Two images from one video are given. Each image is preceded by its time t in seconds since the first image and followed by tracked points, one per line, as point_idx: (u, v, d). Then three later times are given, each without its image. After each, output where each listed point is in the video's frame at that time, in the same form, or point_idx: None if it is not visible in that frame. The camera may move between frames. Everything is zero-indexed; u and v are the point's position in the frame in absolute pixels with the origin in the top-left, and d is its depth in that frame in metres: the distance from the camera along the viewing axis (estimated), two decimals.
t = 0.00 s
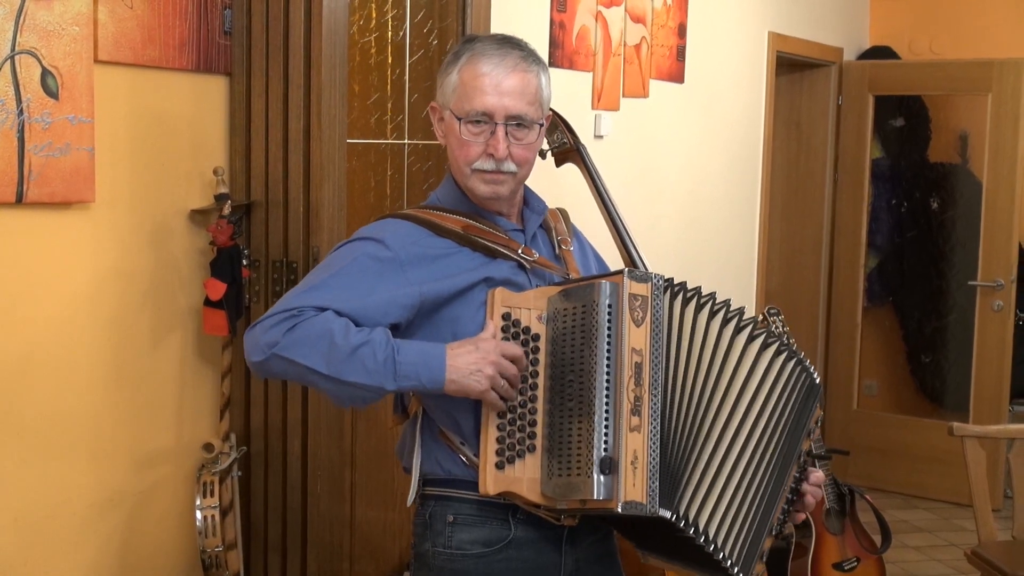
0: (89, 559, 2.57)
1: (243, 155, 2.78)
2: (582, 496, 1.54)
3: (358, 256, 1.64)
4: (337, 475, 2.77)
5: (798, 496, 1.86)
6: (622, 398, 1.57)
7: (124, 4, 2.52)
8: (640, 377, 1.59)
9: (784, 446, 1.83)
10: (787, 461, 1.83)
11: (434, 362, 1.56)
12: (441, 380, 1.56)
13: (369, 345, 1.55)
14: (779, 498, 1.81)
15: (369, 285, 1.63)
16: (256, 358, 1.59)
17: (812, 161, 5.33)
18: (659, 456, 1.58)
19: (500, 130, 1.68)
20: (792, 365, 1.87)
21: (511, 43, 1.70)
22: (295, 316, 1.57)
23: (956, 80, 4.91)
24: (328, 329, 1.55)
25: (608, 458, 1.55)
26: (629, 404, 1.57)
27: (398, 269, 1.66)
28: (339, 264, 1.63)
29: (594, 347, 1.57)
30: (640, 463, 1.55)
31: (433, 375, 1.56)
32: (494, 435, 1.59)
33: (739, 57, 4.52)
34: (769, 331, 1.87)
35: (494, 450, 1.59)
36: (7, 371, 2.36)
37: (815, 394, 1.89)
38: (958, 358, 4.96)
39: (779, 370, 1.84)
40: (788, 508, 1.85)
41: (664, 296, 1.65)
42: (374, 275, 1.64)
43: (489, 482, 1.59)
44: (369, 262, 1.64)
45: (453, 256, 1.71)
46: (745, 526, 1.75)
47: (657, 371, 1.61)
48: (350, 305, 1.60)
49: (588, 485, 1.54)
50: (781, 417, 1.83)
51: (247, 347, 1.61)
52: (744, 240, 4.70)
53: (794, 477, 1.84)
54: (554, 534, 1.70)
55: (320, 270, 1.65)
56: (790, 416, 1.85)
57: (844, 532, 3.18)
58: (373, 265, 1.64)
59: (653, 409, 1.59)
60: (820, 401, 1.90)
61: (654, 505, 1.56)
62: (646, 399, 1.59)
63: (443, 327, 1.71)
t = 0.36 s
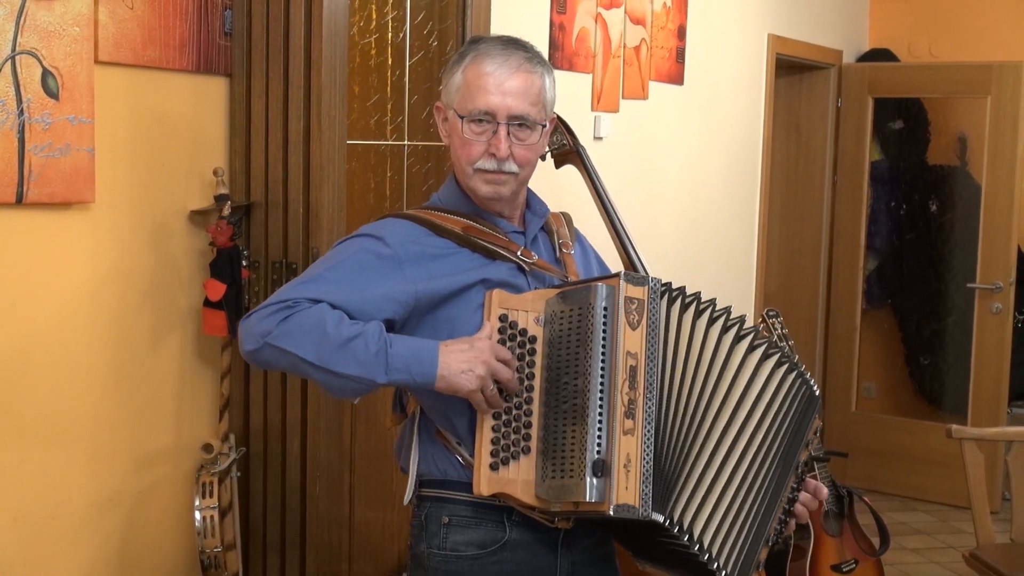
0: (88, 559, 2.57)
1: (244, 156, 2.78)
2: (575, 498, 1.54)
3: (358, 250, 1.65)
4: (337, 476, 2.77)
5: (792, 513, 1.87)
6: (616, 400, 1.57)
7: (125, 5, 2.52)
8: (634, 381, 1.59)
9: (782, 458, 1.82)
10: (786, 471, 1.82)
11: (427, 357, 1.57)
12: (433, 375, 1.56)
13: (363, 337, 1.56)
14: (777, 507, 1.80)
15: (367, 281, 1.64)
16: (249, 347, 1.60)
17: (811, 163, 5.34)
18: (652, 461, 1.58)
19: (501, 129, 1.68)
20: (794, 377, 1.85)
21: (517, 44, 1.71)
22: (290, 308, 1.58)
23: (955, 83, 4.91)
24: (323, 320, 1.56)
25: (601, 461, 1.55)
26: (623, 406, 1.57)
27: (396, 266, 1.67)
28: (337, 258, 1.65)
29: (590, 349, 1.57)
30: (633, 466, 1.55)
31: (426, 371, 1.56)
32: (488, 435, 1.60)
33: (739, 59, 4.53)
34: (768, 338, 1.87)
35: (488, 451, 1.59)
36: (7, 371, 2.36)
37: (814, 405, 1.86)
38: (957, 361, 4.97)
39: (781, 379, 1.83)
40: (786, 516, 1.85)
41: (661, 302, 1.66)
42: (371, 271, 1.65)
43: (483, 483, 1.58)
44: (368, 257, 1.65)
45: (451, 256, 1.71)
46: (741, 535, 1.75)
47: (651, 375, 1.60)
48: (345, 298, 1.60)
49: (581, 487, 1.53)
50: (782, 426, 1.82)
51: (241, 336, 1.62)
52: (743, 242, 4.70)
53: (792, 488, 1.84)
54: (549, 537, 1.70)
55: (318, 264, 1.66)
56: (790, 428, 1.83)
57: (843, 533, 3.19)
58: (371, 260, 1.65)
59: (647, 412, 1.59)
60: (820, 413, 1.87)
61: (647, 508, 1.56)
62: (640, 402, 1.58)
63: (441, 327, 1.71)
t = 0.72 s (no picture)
0: (87, 560, 2.57)
1: (243, 157, 2.78)
2: (568, 499, 1.54)
3: (356, 251, 1.66)
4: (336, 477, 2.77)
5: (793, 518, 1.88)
6: (609, 401, 1.57)
7: (124, 7, 2.52)
8: (628, 383, 1.58)
9: (786, 460, 1.84)
10: (786, 480, 1.83)
11: (427, 353, 1.57)
12: (433, 373, 1.56)
13: (363, 336, 1.56)
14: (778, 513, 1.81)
15: (365, 281, 1.65)
16: (250, 348, 1.61)
17: (810, 163, 5.35)
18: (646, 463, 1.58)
19: (499, 128, 1.68)
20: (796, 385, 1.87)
21: (515, 44, 1.71)
22: (291, 308, 1.59)
23: (953, 83, 4.92)
24: (323, 319, 1.56)
25: (594, 462, 1.55)
26: (616, 408, 1.57)
27: (394, 266, 1.67)
28: (336, 259, 1.65)
29: (584, 350, 1.57)
30: (627, 468, 1.55)
31: (426, 368, 1.57)
32: (484, 435, 1.60)
33: (737, 59, 4.54)
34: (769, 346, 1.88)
35: (483, 451, 1.60)
36: (6, 372, 2.37)
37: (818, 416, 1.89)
38: (955, 361, 4.97)
39: (780, 385, 1.84)
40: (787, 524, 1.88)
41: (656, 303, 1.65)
42: (369, 271, 1.66)
43: (478, 484, 1.60)
44: (365, 257, 1.66)
45: (449, 257, 1.72)
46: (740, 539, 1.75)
47: (646, 376, 1.60)
48: (345, 298, 1.61)
49: (574, 488, 1.54)
50: (782, 434, 1.83)
51: (242, 337, 1.62)
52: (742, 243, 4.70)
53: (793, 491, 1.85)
54: (546, 537, 1.70)
55: (317, 265, 1.67)
56: (793, 434, 1.85)
57: (841, 534, 3.19)
58: (369, 261, 1.66)
59: (640, 414, 1.59)
60: (822, 422, 1.90)
61: (639, 509, 1.55)
62: (634, 403, 1.58)
63: (438, 326, 1.71)
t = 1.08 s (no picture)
0: (87, 561, 2.58)
1: (241, 158, 2.78)
2: (564, 501, 1.55)
3: (352, 252, 1.67)
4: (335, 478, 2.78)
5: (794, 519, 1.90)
6: (605, 403, 1.57)
7: (123, 9, 2.53)
8: (625, 383, 1.59)
9: (791, 462, 1.84)
10: (788, 484, 1.83)
11: (418, 352, 1.57)
12: (425, 371, 1.57)
13: (355, 336, 1.57)
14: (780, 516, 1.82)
15: (360, 282, 1.65)
16: (244, 349, 1.61)
17: (808, 165, 5.35)
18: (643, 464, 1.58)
19: (495, 129, 1.69)
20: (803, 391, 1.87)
21: (512, 45, 1.71)
22: (283, 309, 1.59)
23: (952, 85, 4.92)
24: (314, 320, 1.57)
25: (590, 463, 1.55)
26: (612, 409, 1.58)
27: (390, 268, 1.68)
28: (332, 260, 1.66)
29: (580, 352, 1.58)
30: (623, 469, 1.55)
31: (418, 368, 1.57)
32: (481, 436, 1.60)
33: (736, 60, 4.54)
34: (772, 348, 1.88)
35: (481, 453, 1.60)
36: (5, 373, 2.37)
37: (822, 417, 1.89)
38: (954, 362, 4.97)
39: (784, 389, 1.84)
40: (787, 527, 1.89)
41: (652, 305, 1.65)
42: (365, 272, 1.66)
43: (477, 486, 1.60)
44: (362, 259, 1.66)
45: (446, 257, 1.72)
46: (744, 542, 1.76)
47: (643, 377, 1.60)
48: (338, 298, 1.61)
49: (570, 490, 1.55)
50: (785, 437, 1.83)
51: (236, 339, 1.63)
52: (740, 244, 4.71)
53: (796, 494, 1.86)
54: (546, 538, 1.71)
55: (313, 267, 1.67)
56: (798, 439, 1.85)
57: (840, 535, 3.19)
58: (365, 262, 1.66)
59: (638, 415, 1.59)
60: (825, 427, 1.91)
61: (637, 510, 1.56)
62: (631, 404, 1.58)
63: (435, 326, 1.72)
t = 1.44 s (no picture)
0: (85, 562, 2.58)
1: (239, 159, 2.78)
2: (561, 498, 1.55)
3: (349, 252, 1.67)
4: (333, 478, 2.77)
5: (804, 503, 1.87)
6: (600, 399, 1.57)
7: (120, 9, 2.53)
8: (619, 379, 1.58)
9: (795, 461, 1.79)
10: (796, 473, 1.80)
11: (412, 356, 1.57)
12: (419, 376, 1.57)
13: (350, 339, 1.57)
14: (788, 512, 1.78)
15: (357, 282, 1.65)
16: (240, 351, 1.61)
17: (806, 165, 5.36)
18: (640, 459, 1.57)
19: (493, 128, 1.69)
20: (804, 379, 1.82)
21: (509, 44, 1.71)
22: (279, 311, 1.59)
23: (950, 85, 4.92)
24: (309, 323, 1.57)
25: (585, 459, 1.55)
26: (607, 405, 1.57)
27: (387, 268, 1.68)
28: (329, 260, 1.66)
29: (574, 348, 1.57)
30: (619, 464, 1.55)
31: (412, 371, 1.57)
32: (480, 435, 1.60)
33: (734, 60, 4.54)
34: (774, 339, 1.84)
35: (479, 451, 1.60)
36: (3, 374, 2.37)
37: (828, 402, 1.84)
38: (953, 362, 4.97)
39: (787, 379, 1.80)
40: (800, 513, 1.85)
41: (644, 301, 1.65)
42: (362, 272, 1.66)
43: (476, 483, 1.60)
44: (359, 259, 1.67)
45: (444, 256, 1.72)
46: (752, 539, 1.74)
47: (638, 371, 1.59)
48: (333, 300, 1.61)
49: (567, 486, 1.55)
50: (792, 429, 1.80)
51: (233, 340, 1.63)
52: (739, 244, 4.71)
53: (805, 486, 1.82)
54: (548, 536, 1.70)
55: (311, 267, 1.67)
56: (800, 435, 1.80)
57: (838, 535, 3.19)
58: (362, 262, 1.67)
59: (634, 410, 1.58)
60: (834, 412, 1.85)
61: (634, 506, 1.55)
62: (626, 400, 1.57)
63: (432, 325, 1.71)
